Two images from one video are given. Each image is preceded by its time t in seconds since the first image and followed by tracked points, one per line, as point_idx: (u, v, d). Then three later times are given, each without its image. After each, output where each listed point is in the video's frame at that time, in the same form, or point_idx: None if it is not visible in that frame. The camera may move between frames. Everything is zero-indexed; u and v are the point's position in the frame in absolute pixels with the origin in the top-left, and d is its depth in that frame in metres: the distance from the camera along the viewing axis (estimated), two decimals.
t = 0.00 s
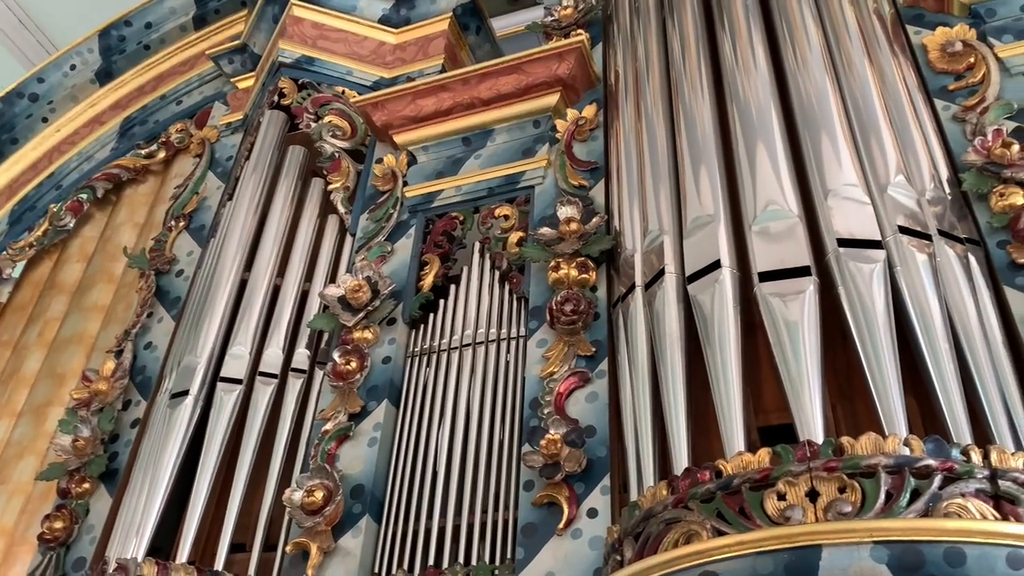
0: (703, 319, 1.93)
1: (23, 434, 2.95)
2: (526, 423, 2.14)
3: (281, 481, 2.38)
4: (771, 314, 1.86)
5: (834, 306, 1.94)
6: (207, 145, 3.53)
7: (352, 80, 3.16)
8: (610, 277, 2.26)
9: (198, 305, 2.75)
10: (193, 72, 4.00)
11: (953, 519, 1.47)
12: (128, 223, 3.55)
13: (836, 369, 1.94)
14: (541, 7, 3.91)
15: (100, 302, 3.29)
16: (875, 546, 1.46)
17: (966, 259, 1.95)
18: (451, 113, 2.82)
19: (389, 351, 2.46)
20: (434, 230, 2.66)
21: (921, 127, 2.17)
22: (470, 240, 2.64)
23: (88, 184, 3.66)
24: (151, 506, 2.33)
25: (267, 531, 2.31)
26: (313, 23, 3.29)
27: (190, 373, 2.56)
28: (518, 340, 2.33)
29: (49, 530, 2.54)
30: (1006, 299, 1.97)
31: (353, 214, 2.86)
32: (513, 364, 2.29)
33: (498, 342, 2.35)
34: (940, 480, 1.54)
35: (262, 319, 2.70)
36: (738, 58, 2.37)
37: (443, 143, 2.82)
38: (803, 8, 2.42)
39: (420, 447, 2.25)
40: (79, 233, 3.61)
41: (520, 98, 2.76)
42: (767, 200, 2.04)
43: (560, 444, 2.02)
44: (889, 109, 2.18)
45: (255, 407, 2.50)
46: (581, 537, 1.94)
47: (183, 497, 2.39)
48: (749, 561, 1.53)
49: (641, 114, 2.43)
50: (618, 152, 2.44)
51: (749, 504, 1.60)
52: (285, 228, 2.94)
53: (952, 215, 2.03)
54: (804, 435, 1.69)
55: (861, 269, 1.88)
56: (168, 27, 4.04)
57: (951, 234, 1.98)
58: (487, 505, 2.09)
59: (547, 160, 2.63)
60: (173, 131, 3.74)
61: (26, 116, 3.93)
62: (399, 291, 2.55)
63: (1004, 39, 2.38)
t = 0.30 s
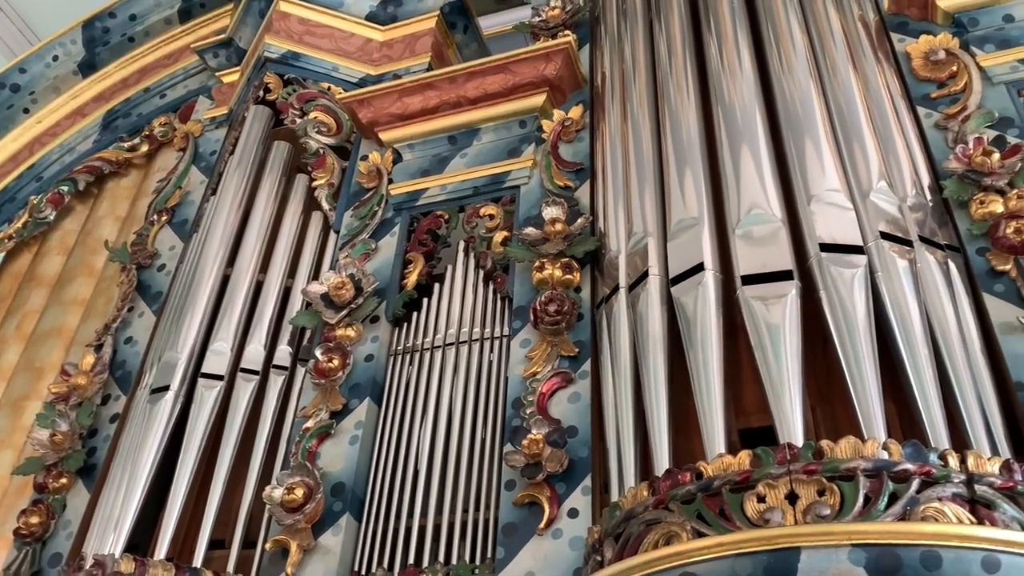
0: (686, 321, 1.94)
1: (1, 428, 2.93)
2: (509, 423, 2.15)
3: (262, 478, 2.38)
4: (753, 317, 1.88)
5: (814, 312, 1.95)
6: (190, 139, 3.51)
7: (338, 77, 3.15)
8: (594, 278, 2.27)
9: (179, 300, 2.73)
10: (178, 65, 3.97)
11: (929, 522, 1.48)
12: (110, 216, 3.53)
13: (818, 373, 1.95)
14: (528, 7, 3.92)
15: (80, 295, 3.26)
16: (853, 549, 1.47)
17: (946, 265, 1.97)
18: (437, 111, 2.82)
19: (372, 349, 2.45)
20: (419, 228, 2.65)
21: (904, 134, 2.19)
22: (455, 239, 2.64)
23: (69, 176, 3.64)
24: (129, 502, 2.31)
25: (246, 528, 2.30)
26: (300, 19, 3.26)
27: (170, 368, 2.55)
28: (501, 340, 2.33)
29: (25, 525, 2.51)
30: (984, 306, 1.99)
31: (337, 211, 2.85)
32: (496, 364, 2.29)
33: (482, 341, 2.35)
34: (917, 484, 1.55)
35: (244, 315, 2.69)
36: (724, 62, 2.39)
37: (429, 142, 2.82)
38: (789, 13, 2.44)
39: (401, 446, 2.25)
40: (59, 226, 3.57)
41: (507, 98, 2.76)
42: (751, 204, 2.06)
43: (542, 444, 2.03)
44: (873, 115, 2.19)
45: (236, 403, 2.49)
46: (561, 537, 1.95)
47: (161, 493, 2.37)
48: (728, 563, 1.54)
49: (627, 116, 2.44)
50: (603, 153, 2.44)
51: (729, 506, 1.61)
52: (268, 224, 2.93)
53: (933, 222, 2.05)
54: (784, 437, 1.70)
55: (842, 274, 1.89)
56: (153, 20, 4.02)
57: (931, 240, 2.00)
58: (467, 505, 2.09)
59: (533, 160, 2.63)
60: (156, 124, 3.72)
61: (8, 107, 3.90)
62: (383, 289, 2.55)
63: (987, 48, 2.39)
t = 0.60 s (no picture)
0: (670, 323, 1.95)
1: None
2: (492, 422, 2.15)
3: (242, 474, 2.37)
4: (736, 320, 1.89)
5: (798, 317, 1.96)
6: (175, 134, 3.49)
7: (325, 74, 3.13)
8: (580, 279, 2.27)
9: (162, 295, 2.71)
10: (164, 58, 3.93)
11: (907, 526, 1.50)
12: (92, 209, 3.50)
13: (799, 377, 1.96)
14: (515, 7, 3.92)
15: (60, 289, 3.23)
16: (832, 552, 1.49)
17: (927, 271, 1.99)
18: (424, 109, 2.81)
19: (355, 347, 2.44)
20: (405, 226, 2.65)
21: (887, 140, 2.21)
22: (441, 238, 2.64)
23: (51, 168, 3.60)
24: (109, 498, 2.29)
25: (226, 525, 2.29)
26: (287, 15, 3.25)
27: (152, 364, 2.53)
28: (486, 340, 2.34)
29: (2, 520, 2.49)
30: (964, 312, 2.01)
31: (323, 209, 2.83)
32: (480, 363, 2.30)
33: (465, 340, 2.36)
34: (897, 488, 1.56)
35: (226, 311, 2.68)
36: (710, 65, 2.40)
37: (415, 140, 2.81)
38: (775, 17, 2.46)
39: (383, 444, 2.25)
40: (40, 219, 3.55)
41: (494, 97, 2.75)
42: (735, 207, 2.07)
43: (525, 444, 2.03)
44: (857, 120, 2.21)
45: (217, 400, 2.48)
46: (543, 537, 1.95)
47: (141, 489, 2.36)
48: (708, 564, 1.56)
49: (614, 117, 2.45)
50: (589, 153, 2.45)
51: (710, 508, 1.62)
52: (252, 220, 2.92)
53: (915, 228, 2.07)
54: (766, 441, 1.71)
55: (825, 278, 1.91)
56: (138, 12, 4.00)
57: (913, 246, 2.02)
58: (449, 504, 2.10)
59: (519, 160, 2.63)
60: (140, 117, 3.69)
61: None
62: (367, 287, 2.54)
63: (970, 57, 2.40)
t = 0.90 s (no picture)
0: (654, 325, 1.95)
1: None
2: (475, 422, 2.14)
3: (224, 471, 2.36)
4: (720, 323, 1.89)
5: (780, 317, 1.97)
6: (160, 127, 3.46)
7: (312, 69, 3.13)
8: (565, 280, 2.28)
9: (144, 290, 2.69)
10: (150, 51, 3.90)
11: (886, 529, 1.51)
12: (75, 202, 3.47)
13: (782, 380, 1.98)
14: (504, 6, 3.91)
15: (41, 283, 3.20)
16: (812, 554, 1.50)
17: (909, 276, 2.00)
18: (411, 107, 2.80)
19: (339, 345, 2.44)
20: (390, 225, 2.64)
21: (872, 145, 2.22)
22: (426, 236, 2.63)
23: (33, 160, 3.55)
24: (88, 493, 2.28)
25: (207, 522, 2.28)
26: (275, 10, 3.23)
27: (134, 359, 2.51)
28: (471, 339, 2.34)
29: None
30: (945, 317, 2.03)
31: (308, 206, 2.84)
32: (464, 362, 2.30)
33: (450, 339, 2.36)
34: (876, 491, 1.58)
35: (210, 307, 2.66)
36: (698, 68, 2.41)
37: (402, 138, 2.81)
38: (763, 21, 2.47)
39: (366, 442, 2.24)
40: (22, 210, 3.48)
41: (481, 96, 2.75)
42: (721, 210, 2.07)
43: (508, 444, 2.02)
44: (842, 126, 2.22)
45: (200, 395, 2.47)
46: (525, 537, 1.95)
47: (121, 485, 2.35)
48: (689, 566, 1.56)
49: (601, 118, 2.45)
50: (576, 154, 2.45)
51: (692, 509, 1.63)
52: (237, 216, 2.90)
53: (897, 233, 2.09)
54: (748, 443, 1.72)
55: (808, 282, 1.92)
56: (124, 5, 3.97)
57: (896, 252, 2.03)
58: (432, 503, 2.10)
59: (506, 160, 2.63)
60: (125, 111, 3.66)
61: None
62: (352, 284, 2.53)
63: (953, 65, 2.40)
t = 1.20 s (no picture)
0: (639, 325, 1.96)
1: None
2: (459, 421, 2.15)
3: (206, 468, 2.35)
4: (704, 325, 1.90)
5: (765, 321, 1.98)
6: (145, 120, 3.43)
7: (299, 65, 3.12)
8: (550, 280, 2.28)
9: (127, 284, 2.67)
10: (136, 44, 3.87)
11: (866, 532, 1.52)
12: (58, 195, 3.44)
13: (765, 383, 1.99)
14: (492, 6, 3.92)
15: (22, 276, 3.17)
16: (792, 556, 1.51)
17: (892, 281, 2.01)
18: (398, 105, 2.80)
19: (323, 342, 2.43)
20: (376, 222, 2.64)
21: (857, 149, 2.23)
22: (412, 234, 2.64)
23: (15, 152, 3.50)
24: (67, 489, 2.26)
25: (188, 519, 2.27)
26: (263, 5, 3.22)
27: (115, 354, 2.49)
28: (456, 337, 2.34)
29: None
30: (926, 323, 2.05)
31: (293, 202, 2.81)
32: (449, 361, 2.30)
33: (435, 338, 2.35)
34: (857, 494, 1.59)
35: (193, 302, 2.65)
36: (686, 70, 2.42)
37: (389, 136, 2.80)
38: (750, 25, 2.48)
39: (349, 440, 2.24)
40: (3, 203, 3.44)
41: (469, 95, 2.75)
42: (706, 213, 2.08)
43: (491, 443, 2.02)
44: (828, 131, 2.24)
45: (182, 391, 2.46)
46: (507, 536, 1.95)
47: (101, 481, 2.33)
48: (671, 566, 1.58)
49: (589, 119, 2.46)
50: (564, 155, 2.45)
51: (674, 510, 1.63)
52: (222, 212, 2.89)
53: (881, 238, 2.10)
54: (731, 445, 1.73)
55: (792, 285, 1.93)
56: None
57: (879, 257, 2.05)
58: (415, 501, 2.10)
59: (493, 159, 2.63)
60: (109, 104, 3.63)
61: None
62: (337, 281, 2.52)
63: (938, 72, 2.42)
